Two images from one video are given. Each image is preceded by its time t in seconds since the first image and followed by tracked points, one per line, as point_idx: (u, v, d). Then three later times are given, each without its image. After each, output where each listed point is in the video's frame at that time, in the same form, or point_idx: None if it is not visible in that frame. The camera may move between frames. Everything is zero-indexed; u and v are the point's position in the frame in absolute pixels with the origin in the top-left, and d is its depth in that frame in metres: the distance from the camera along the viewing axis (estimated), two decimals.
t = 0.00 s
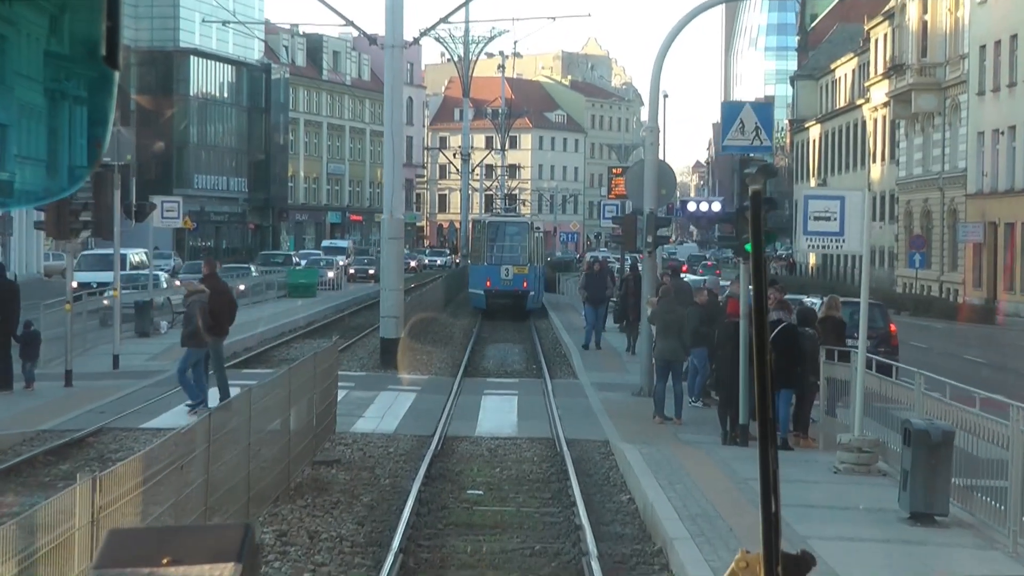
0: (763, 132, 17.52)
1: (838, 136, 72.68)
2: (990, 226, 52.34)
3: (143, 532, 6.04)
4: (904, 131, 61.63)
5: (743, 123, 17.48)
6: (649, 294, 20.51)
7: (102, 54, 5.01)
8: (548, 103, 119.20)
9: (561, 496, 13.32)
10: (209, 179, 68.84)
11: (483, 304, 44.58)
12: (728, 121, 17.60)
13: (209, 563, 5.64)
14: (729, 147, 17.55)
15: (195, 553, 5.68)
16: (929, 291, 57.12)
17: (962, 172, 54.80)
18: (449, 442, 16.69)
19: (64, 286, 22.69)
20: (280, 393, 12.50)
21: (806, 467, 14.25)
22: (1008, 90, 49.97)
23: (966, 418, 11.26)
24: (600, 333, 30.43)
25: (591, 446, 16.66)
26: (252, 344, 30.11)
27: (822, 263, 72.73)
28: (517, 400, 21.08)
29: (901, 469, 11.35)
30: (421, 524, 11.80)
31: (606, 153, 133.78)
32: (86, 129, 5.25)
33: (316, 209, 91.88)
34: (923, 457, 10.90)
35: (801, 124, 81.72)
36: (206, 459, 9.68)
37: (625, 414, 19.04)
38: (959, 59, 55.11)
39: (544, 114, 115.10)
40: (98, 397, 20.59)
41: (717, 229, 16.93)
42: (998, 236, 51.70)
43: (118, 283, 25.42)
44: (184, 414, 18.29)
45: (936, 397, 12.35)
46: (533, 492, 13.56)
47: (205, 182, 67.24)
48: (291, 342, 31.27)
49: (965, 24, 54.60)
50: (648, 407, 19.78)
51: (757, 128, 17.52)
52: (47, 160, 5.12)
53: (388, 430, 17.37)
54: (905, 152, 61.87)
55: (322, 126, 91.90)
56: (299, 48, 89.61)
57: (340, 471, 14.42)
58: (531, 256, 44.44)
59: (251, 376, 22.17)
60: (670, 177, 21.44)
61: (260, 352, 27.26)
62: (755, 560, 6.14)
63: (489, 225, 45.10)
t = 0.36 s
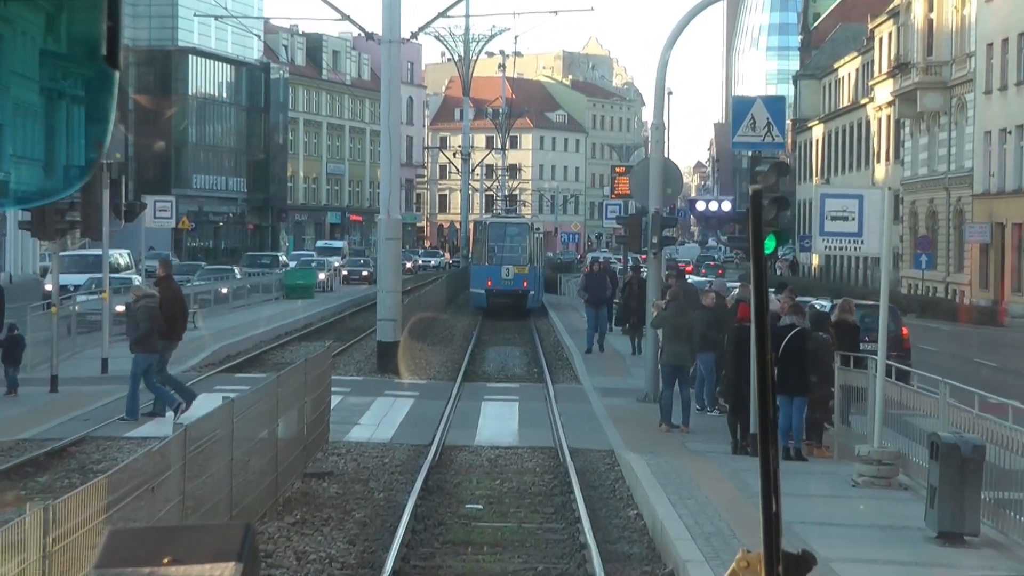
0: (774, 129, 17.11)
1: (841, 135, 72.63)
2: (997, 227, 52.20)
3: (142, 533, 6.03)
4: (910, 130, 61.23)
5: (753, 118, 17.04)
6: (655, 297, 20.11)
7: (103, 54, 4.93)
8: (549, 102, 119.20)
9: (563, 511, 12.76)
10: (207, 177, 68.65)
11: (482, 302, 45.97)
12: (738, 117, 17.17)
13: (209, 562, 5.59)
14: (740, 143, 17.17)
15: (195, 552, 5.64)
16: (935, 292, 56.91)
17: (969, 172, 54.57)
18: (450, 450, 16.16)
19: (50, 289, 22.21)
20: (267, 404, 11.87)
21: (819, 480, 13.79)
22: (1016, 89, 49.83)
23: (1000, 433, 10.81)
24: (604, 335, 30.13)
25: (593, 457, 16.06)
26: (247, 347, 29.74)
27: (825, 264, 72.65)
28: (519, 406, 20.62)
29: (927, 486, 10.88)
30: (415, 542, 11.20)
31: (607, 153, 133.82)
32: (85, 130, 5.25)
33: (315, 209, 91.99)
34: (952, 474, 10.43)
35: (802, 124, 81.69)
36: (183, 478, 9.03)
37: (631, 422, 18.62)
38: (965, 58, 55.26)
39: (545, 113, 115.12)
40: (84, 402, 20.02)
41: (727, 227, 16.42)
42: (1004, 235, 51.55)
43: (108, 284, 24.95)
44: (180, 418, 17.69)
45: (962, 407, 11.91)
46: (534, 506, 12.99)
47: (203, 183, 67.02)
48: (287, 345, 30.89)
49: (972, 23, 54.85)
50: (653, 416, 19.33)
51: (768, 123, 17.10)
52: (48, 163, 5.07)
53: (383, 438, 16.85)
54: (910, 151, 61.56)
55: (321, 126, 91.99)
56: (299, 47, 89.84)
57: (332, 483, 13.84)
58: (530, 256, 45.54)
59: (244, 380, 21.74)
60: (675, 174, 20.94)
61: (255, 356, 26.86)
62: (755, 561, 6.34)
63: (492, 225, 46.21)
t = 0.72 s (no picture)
0: (788, 124, 16.06)
1: (844, 135, 72.45)
2: (1004, 228, 52.05)
3: (139, 532, 5.99)
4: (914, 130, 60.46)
5: (766, 114, 15.96)
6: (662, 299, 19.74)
7: (105, 57, 4.47)
8: (549, 102, 119.11)
9: (567, 528, 12.16)
10: (207, 178, 68.61)
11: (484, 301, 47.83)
12: (750, 112, 16.11)
13: (210, 563, 5.55)
14: (749, 141, 16.08)
15: (196, 552, 5.59)
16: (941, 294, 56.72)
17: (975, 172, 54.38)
18: (447, 460, 15.60)
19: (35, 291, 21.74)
20: (252, 418, 11.23)
21: (832, 494, 13.28)
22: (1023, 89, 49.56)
23: None
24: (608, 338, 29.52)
25: (599, 468, 15.45)
26: (242, 350, 29.41)
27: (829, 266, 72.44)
28: (519, 413, 20.10)
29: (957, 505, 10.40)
30: (409, 563, 10.57)
31: (608, 154, 133.71)
32: (91, 132, 4.71)
33: (314, 210, 91.87)
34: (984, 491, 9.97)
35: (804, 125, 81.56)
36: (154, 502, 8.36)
37: (636, 430, 18.10)
38: (972, 57, 55.30)
39: (546, 114, 115.00)
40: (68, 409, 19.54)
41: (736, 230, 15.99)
42: (1012, 236, 51.41)
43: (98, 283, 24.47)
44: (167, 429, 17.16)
45: (993, 421, 11.50)
46: (536, 523, 12.38)
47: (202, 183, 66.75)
48: (283, 349, 30.55)
49: (978, 22, 54.86)
50: (660, 423, 18.78)
51: (782, 119, 16.05)
52: (44, 169, 4.56)
53: (378, 448, 16.29)
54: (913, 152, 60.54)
55: (319, 127, 91.95)
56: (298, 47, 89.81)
57: (323, 498, 13.20)
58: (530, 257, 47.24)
59: (236, 387, 21.33)
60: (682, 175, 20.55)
61: (250, 360, 26.48)
62: (755, 561, 6.81)
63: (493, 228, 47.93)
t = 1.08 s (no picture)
0: (802, 119, 14.28)
1: (847, 135, 72.27)
2: (1010, 228, 51.72)
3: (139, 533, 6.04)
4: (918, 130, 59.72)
5: (778, 108, 14.27)
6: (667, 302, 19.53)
7: (105, 58, 4.49)
8: (550, 102, 119.02)
9: (571, 547, 11.55)
10: (205, 178, 68.51)
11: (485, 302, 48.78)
12: (760, 106, 14.41)
13: (210, 563, 5.53)
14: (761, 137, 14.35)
15: (199, 551, 5.57)
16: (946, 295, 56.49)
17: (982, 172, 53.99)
18: (445, 472, 15.00)
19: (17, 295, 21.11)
20: (238, 429, 10.52)
21: (846, 508, 12.66)
22: None
23: None
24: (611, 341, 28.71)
25: (603, 480, 14.84)
26: (236, 353, 29.06)
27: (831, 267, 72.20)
28: (520, 421, 19.47)
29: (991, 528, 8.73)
30: None
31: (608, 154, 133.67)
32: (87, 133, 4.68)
33: (313, 210, 91.77)
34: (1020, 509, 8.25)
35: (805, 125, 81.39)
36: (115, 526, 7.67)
37: (641, 440, 17.50)
38: (978, 56, 54.80)
39: (546, 114, 114.90)
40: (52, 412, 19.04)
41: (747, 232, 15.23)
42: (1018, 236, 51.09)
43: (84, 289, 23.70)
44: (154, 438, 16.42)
45: None
46: (538, 543, 11.73)
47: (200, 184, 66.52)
48: (278, 353, 30.21)
49: (986, 19, 54.62)
50: (666, 432, 18.14)
51: (795, 114, 14.30)
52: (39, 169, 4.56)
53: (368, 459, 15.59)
54: (918, 152, 59.53)
55: (318, 127, 91.89)
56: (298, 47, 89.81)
57: (312, 515, 12.51)
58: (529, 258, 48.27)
59: (227, 393, 20.89)
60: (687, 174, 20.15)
61: (243, 365, 26.10)
62: (755, 562, 6.84)
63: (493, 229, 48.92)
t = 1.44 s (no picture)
0: (818, 115, 13.85)
1: (851, 135, 72.10)
2: (1016, 228, 51.44)
3: (142, 535, 6.61)
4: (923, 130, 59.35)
5: (791, 104, 13.85)
6: (673, 305, 19.14)
7: (104, 57, 5.09)
8: (550, 102, 119.03)
9: (574, 566, 11.04)
10: (203, 178, 68.47)
11: (486, 303, 49.34)
12: (774, 101, 13.97)
13: (211, 564, 6.14)
14: (775, 134, 13.94)
15: (197, 554, 6.18)
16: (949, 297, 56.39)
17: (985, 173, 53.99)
18: (440, 486, 14.37)
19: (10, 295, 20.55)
20: (216, 445, 9.94)
21: (864, 522, 12.12)
22: None
23: None
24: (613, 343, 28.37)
25: (608, 494, 14.17)
26: (229, 357, 28.85)
27: (834, 268, 72.06)
28: (520, 429, 18.87)
29: None
30: None
31: (608, 155, 133.74)
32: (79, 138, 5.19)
33: (312, 211, 91.83)
34: None
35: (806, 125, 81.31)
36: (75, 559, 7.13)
37: (646, 448, 16.91)
38: (984, 54, 54.31)
39: (546, 114, 114.90)
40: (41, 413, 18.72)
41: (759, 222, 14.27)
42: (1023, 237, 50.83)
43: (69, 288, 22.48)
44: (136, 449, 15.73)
45: None
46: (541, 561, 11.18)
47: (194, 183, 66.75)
48: (272, 356, 29.99)
49: (991, 17, 54.06)
50: (673, 441, 17.54)
51: (809, 109, 13.87)
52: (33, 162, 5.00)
53: (361, 471, 14.95)
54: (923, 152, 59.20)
55: (317, 126, 92.00)
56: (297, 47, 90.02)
57: (300, 532, 11.91)
58: (530, 258, 48.87)
59: (216, 399, 20.56)
60: (696, 176, 19.41)
61: (235, 369, 25.85)
62: (757, 564, 6.75)
63: (493, 230, 49.26)
